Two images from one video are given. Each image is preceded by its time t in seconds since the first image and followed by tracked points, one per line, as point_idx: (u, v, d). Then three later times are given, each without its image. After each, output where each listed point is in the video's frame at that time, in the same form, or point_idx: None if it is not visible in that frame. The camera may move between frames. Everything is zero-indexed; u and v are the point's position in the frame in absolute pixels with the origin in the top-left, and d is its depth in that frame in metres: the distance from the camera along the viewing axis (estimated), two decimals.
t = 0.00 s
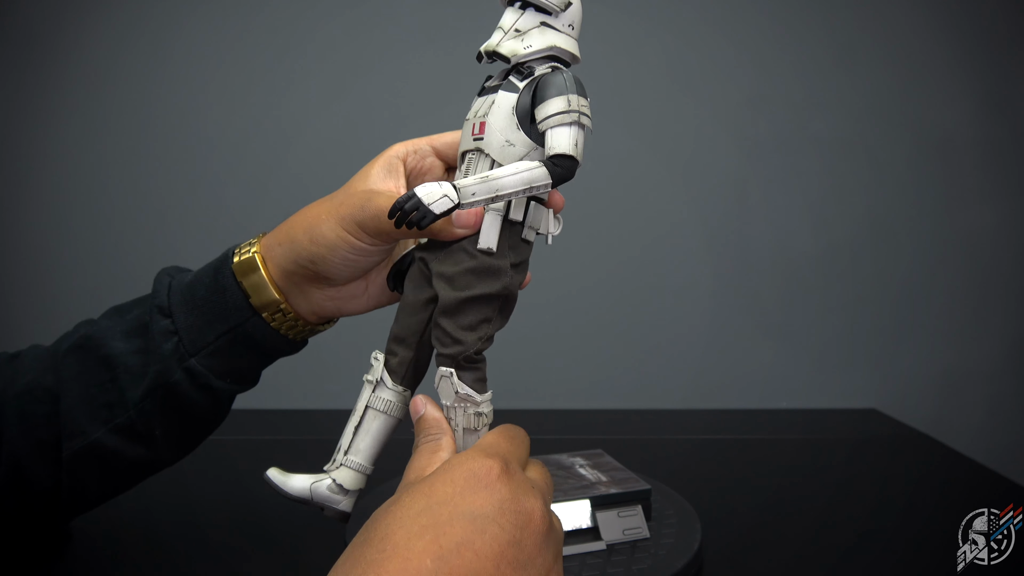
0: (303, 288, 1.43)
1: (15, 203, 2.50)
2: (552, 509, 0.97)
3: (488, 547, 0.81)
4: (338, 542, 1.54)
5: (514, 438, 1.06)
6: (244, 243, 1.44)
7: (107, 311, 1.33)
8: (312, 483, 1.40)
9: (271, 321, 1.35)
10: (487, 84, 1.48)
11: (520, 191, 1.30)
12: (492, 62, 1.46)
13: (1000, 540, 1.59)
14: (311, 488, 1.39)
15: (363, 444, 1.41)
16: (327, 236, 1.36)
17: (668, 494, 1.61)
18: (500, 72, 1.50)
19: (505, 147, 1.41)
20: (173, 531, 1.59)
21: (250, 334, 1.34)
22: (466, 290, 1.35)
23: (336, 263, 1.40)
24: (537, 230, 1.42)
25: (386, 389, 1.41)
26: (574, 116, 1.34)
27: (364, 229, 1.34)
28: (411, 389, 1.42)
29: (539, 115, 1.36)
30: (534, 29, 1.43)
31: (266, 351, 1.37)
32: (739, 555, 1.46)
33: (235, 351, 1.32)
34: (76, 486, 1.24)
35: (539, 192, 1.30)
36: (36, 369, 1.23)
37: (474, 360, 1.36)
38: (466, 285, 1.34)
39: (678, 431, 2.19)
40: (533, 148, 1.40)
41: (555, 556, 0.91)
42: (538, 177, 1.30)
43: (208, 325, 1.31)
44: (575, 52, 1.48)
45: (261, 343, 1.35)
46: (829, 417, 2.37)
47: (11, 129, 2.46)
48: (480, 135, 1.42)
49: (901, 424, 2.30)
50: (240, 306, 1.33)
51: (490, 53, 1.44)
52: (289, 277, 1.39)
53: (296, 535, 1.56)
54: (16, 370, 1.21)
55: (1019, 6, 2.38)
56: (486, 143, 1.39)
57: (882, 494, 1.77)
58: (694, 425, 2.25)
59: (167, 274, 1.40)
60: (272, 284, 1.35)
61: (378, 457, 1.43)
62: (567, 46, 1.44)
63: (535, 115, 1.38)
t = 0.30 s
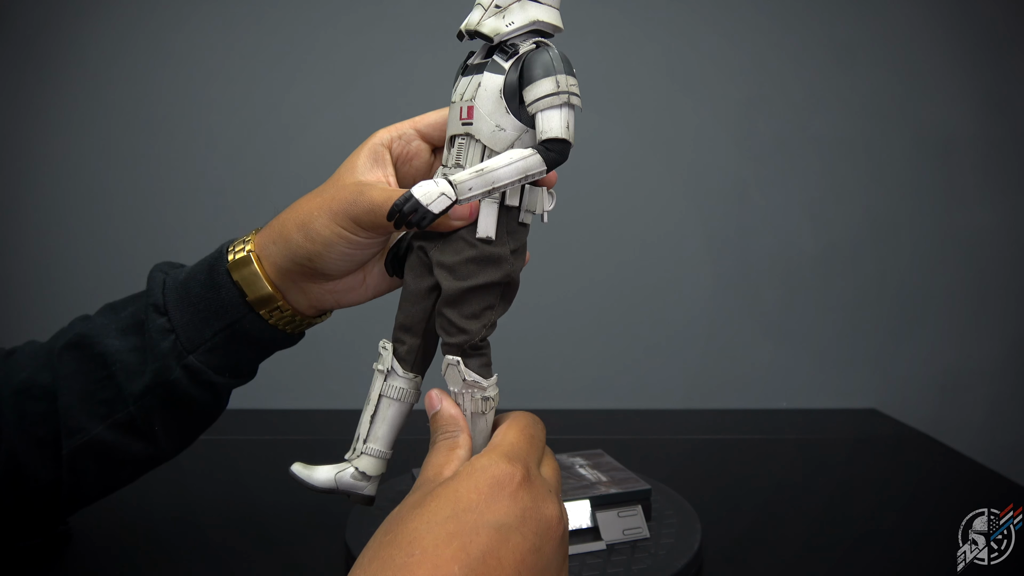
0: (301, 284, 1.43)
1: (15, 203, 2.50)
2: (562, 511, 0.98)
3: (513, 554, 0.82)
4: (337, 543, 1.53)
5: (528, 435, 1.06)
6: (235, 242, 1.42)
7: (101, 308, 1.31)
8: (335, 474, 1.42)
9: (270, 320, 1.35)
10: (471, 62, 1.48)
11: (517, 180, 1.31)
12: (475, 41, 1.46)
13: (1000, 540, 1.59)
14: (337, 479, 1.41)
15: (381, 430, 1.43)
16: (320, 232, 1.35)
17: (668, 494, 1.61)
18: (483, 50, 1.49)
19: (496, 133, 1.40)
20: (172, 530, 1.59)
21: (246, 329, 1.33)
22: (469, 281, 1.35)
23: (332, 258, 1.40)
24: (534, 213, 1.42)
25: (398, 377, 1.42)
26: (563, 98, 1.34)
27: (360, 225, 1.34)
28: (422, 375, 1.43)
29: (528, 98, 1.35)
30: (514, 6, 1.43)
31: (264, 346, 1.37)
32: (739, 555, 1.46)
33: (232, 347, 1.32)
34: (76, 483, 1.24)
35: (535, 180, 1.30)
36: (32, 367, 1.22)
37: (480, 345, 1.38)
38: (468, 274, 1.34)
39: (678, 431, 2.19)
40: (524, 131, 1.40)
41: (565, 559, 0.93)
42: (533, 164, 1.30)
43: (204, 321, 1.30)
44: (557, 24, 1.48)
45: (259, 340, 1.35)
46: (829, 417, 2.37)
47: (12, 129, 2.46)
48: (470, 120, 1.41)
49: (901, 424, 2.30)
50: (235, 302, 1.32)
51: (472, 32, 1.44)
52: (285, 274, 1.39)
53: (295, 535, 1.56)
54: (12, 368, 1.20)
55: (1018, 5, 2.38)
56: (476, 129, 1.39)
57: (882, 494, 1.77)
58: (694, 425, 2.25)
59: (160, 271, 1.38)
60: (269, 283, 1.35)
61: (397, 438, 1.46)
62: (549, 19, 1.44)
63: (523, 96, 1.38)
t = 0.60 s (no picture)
0: (310, 290, 1.44)
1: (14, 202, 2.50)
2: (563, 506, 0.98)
3: (518, 548, 0.82)
4: (337, 543, 1.53)
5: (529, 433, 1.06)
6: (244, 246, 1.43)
7: (106, 313, 1.30)
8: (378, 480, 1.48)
9: (278, 325, 1.36)
10: (470, 75, 1.47)
11: (533, 195, 1.35)
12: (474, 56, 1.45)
13: (1000, 540, 1.59)
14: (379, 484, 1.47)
15: (413, 435, 1.46)
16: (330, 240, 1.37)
17: (668, 494, 1.61)
18: (482, 62, 1.48)
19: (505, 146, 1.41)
20: (173, 531, 1.59)
21: (252, 336, 1.33)
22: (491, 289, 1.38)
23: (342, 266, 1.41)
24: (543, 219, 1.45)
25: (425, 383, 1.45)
26: (570, 111, 1.36)
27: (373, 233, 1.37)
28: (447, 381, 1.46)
29: (535, 113, 1.36)
30: (512, 18, 1.42)
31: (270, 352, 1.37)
32: (738, 555, 1.46)
33: (240, 351, 1.32)
34: (79, 486, 1.22)
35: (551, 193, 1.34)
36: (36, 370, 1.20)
37: (500, 350, 1.41)
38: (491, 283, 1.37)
39: (678, 431, 2.19)
40: (532, 143, 1.41)
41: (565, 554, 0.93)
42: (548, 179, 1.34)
43: (212, 327, 1.30)
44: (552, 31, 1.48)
45: (265, 345, 1.35)
46: (829, 417, 2.37)
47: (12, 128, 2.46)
48: (478, 135, 1.42)
49: (901, 424, 2.30)
50: (244, 309, 1.32)
51: (472, 48, 1.43)
52: (295, 281, 1.40)
53: (296, 535, 1.56)
54: (15, 370, 1.18)
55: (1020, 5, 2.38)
56: (486, 145, 1.40)
57: (882, 494, 1.77)
58: (694, 425, 2.25)
59: (166, 276, 1.38)
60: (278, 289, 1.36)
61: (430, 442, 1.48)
62: (546, 29, 1.43)
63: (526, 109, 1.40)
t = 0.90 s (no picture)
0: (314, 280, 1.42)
1: (14, 201, 2.51)
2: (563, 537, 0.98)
3: None
4: (336, 544, 1.53)
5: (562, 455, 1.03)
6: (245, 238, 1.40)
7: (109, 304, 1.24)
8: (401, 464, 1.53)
9: (283, 316, 1.32)
10: (457, 62, 1.50)
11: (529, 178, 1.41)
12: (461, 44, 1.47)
13: (1000, 540, 1.59)
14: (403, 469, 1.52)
15: (432, 417, 1.52)
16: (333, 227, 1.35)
17: (668, 494, 1.61)
18: (467, 49, 1.50)
19: (499, 131, 1.45)
20: (173, 530, 1.59)
21: (257, 326, 1.28)
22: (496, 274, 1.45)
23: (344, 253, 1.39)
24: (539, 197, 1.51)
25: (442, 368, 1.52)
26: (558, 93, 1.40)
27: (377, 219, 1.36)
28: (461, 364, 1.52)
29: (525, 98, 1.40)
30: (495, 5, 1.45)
31: (274, 343, 1.32)
32: (738, 555, 1.46)
33: (245, 342, 1.27)
34: (85, 479, 1.18)
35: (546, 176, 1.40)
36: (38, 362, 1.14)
37: (509, 332, 1.49)
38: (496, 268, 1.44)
39: (677, 431, 2.19)
40: (523, 125, 1.46)
41: None
42: (542, 162, 1.40)
43: (216, 316, 1.24)
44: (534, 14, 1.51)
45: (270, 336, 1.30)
46: (828, 417, 2.38)
47: (13, 127, 2.47)
48: (470, 123, 1.45)
49: (900, 424, 2.30)
50: (248, 298, 1.28)
51: (459, 37, 1.45)
52: (299, 272, 1.38)
53: (296, 535, 1.56)
54: (17, 364, 1.13)
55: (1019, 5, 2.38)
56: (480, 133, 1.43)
57: (883, 494, 1.77)
58: (694, 425, 2.25)
59: (169, 268, 1.33)
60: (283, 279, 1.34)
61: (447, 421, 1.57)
62: (529, 13, 1.46)
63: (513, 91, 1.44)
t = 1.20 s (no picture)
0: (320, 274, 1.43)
1: (14, 201, 2.50)
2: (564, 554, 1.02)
3: None
4: (337, 544, 1.53)
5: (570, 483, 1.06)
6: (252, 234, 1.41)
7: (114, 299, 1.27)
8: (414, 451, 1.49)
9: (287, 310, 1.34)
10: (454, 55, 1.49)
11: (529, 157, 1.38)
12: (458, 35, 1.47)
13: (1000, 540, 1.59)
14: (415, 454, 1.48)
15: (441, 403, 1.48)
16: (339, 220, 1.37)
17: (668, 494, 1.61)
18: (464, 42, 1.50)
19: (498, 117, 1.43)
20: (173, 529, 1.59)
21: (263, 321, 1.30)
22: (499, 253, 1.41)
23: (351, 244, 1.41)
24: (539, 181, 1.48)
25: (450, 355, 1.48)
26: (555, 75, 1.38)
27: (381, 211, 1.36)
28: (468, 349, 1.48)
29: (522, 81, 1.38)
30: None
31: (278, 338, 1.35)
32: (738, 555, 1.46)
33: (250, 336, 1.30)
34: (88, 471, 1.19)
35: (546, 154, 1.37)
36: (43, 356, 1.16)
37: (516, 310, 1.44)
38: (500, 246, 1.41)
39: (677, 431, 2.19)
40: (522, 110, 1.43)
41: None
42: (542, 140, 1.37)
43: (221, 311, 1.27)
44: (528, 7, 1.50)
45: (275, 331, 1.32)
46: (828, 417, 2.38)
47: (13, 129, 2.47)
48: (469, 110, 1.43)
49: (901, 425, 2.30)
50: (255, 294, 1.30)
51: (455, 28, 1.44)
52: (306, 267, 1.40)
53: (296, 535, 1.56)
54: (23, 359, 1.15)
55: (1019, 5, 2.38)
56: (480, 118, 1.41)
57: (882, 494, 1.77)
58: (694, 425, 2.25)
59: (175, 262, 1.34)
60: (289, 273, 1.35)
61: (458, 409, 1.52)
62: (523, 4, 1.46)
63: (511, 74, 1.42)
